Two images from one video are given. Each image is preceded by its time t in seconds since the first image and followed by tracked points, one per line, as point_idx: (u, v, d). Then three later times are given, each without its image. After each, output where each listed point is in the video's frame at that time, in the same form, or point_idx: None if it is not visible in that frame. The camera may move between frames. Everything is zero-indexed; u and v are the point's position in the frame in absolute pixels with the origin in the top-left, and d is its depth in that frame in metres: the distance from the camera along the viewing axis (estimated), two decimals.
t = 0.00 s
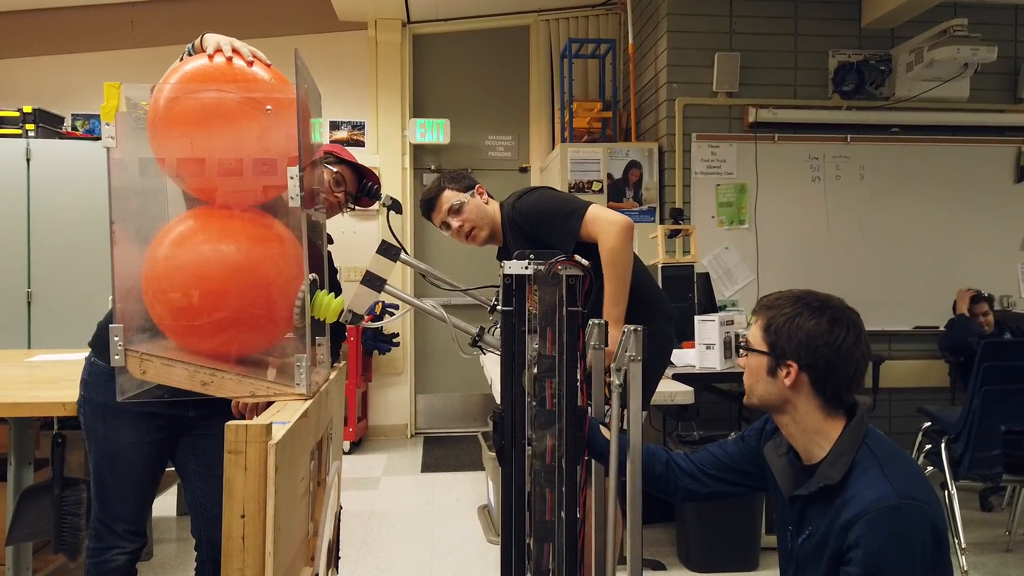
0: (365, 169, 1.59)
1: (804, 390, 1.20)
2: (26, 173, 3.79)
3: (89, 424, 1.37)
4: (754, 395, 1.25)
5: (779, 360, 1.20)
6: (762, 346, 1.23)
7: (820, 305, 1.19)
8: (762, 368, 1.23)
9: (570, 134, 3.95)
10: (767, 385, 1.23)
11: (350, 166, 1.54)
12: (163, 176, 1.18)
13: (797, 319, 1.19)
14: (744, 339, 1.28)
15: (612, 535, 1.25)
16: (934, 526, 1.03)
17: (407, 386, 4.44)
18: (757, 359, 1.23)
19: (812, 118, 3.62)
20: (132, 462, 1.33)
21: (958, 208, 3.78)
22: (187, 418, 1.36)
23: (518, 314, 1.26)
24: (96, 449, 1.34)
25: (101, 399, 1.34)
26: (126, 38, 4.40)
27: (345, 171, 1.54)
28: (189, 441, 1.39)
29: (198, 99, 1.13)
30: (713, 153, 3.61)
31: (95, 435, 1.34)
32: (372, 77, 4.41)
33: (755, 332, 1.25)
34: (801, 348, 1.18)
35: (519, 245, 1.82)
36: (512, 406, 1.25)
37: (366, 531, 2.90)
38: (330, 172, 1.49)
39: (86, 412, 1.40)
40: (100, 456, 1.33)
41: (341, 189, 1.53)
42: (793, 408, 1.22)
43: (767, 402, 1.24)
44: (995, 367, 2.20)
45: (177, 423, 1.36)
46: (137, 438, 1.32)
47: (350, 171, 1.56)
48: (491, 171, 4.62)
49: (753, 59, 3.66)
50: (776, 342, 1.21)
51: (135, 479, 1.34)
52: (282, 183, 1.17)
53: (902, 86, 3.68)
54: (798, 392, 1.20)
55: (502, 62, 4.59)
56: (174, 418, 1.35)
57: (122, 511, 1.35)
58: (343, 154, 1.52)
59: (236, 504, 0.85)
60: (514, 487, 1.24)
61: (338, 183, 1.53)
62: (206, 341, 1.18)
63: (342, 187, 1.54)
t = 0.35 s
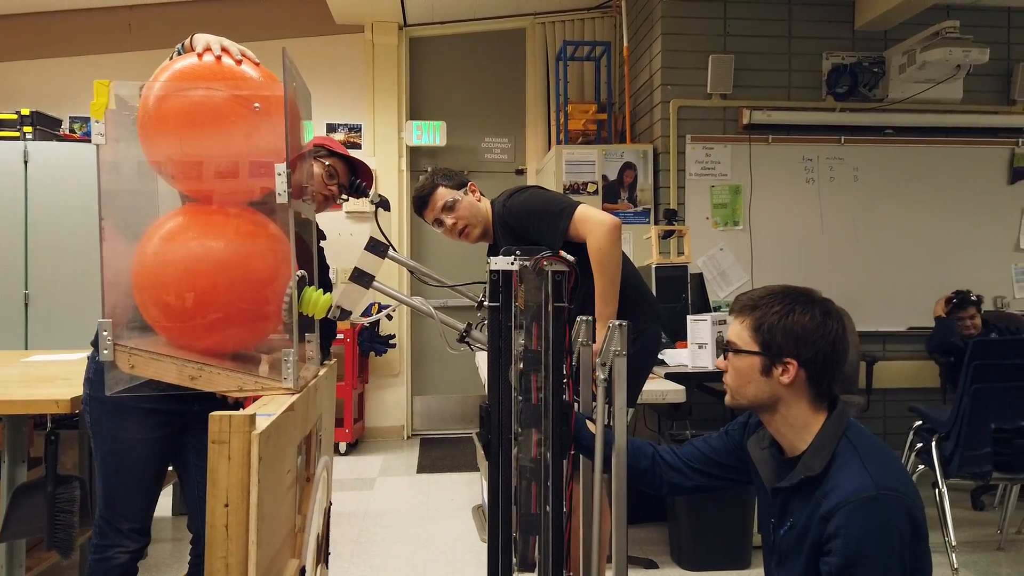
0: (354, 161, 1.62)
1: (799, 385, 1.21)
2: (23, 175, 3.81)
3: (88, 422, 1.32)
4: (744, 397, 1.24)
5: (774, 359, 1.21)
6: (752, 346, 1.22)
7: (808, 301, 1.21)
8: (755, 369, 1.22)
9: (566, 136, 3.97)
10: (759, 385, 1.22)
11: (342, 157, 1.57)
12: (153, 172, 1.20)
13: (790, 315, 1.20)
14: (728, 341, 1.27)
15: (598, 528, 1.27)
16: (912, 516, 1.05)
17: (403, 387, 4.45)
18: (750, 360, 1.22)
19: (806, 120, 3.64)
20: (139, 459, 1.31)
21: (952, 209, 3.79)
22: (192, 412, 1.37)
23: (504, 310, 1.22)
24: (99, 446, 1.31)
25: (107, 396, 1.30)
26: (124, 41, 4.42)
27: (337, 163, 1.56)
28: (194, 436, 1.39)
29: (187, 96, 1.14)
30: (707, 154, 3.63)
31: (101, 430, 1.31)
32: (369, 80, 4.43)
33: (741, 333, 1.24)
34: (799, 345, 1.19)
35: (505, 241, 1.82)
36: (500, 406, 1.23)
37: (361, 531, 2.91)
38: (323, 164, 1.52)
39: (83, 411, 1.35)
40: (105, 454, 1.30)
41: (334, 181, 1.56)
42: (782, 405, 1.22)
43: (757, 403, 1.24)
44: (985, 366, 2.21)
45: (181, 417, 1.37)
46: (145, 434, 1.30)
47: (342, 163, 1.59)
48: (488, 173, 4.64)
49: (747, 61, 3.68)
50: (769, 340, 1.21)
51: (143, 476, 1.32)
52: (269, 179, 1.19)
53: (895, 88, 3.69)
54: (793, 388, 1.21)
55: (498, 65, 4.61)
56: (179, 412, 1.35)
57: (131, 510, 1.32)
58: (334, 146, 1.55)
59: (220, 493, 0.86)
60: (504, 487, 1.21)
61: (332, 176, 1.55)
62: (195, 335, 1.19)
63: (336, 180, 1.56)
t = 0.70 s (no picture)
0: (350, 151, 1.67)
1: (780, 379, 1.22)
2: (19, 178, 3.83)
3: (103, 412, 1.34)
4: (725, 391, 1.24)
5: (758, 353, 1.21)
6: (734, 340, 1.22)
7: (788, 294, 1.22)
8: (737, 364, 1.22)
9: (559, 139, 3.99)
10: (740, 378, 1.22)
11: (335, 146, 1.62)
12: (132, 165, 1.22)
13: (773, 309, 1.20)
14: (704, 336, 1.26)
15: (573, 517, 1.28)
16: (881, 500, 1.07)
17: (398, 390, 4.46)
18: (732, 354, 1.22)
19: (797, 122, 3.65)
20: (152, 446, 1.33)
21: (943, 211, 3.81)
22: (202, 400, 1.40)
23: (484, 300, 1.25)
24: (112, 435, 1.32)
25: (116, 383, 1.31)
26: (120, 45, 4.45)
27: (327, 152, 1.61)
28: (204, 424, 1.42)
29: (167, 90, 1.16)
30: (699, 157, 3.65)
31: (119, 422, 1.31)
32: (363, 84, 4.45)
33: (721, 327, 1.24)
34: (783, 338, 1.19)
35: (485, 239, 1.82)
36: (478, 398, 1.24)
37: (352, 531, 2.91)
38: (311, 152, 1.58)
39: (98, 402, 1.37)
40: (118, 443, 1.32)
41: (323, 169, 1.61)
42: (761, 398, 1.23)
43: (736, 396, 1.24)
44: (970, 363, 2.23)
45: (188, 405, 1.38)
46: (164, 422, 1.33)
47: (333, 152, 1.63)
48: (481, 177, 4.66)
49: (738, 65, 3.70)
50: (752, 335, 1.21)
51: (158, 464, 1.33)
52: (248, 171, 1.21)
53: (885, 90, 3.72)
54: (774, 381, 1.22)
55: (493, 69, 4.64)
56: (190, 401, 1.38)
57: (142, 500, 1.31)
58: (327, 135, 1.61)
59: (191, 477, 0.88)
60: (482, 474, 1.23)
61: (320, 164, 1.60)
62: (175, 326, 1.21)
63: (325, 168, 1.61)
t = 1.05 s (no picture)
0: (343, 154, 1.70)
1: (812, 358, 1.24)
2: (18, 185, 3.85)
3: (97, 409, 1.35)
4: (757, 365, 1.26)
5: (796, 330, 1.23)
6: (774, 315, 1.24)
7: (831, 276, 1.25)
8: (774, 339, 1.24)
9: (554, 146, 4.01)
10: (775, 354, 1.24)
11: (327, 148, 1.65)
12: (125, 162, 1.23)
13: (817, 289, 1.22)
14: (743, 310, 1.27)
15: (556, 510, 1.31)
16: (897, 481, 1.08)
17: (395, 397, 4.47)
18: (769, 330, 1.24)
19: (792, 129, 3.67)
20: (148, 443, 1.33)
21: (938, 218, 3.83)
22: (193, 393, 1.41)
23: (472, 298, 1.24)
24: (107, 431, 1.33)
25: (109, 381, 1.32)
26: (120, 55, 4.50)
27: (318, 153, 1.64)
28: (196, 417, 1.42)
29: (157, 89, 1.19)
30: (694, 163, 3.67)
31: (110, 418, 1.32)
32: (361, 93, 4.49)
33: (762, 303, 1.26)
34: (825, 317, 1.21)
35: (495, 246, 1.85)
36: (468, 391, 1.25)
37: (347, 535, 2.92)
38: (303, 153, 1.61)
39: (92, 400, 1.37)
40: (114, 439, 1.32)
41: (314, 170, 1.64)
42: (792, 375, 1.25)
43: (769, 371, 1.25)
44: (960, 366, 2.26)
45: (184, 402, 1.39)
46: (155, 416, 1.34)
47: (324, 154, 1.66)
48: (479, 184, 4.69)
49: (731, 73, 3.73)
50: (793, 312, 1.22)
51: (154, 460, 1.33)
52: (238, 169, 1.23)
53: (879, 98, 3.74)
54: (806, 360, 1.24)
55: (490, 78, 4.67)
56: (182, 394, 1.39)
57: (138, 496, 1.33)
58: (321, 138, 1.63)
59: (177, 463, 0.89)
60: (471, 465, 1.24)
61: (311, 165, 1.63)
62: (165, 322, 1.23)
63: (316, 169, 1.64)
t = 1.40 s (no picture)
0: (344, 158, 1.71)
1: (823, 356, 1.23)
2: (22, 193, 3.88)
3: (96, 410, 1.35)
4: (776, 383, 1.24)
5: (796, 335, 1.22)
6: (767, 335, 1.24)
7: (800, 273, 1.26)
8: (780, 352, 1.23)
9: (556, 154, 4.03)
10: (791, 365, 1.22)
11: (329, 153, 1.66)
12: (128, 162, 1.25)
13: (794, 288, 1.23)
14: (742, 341, 1.26)
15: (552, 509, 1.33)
16: (933, 476, 1.11)
17: (396, 405, 4.47)
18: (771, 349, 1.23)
19: (793, 137, 3.69)
20: (146, 444, 1.34)
21: (939, 226, 3.83)
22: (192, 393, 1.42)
23: (467, 298, 1.26)
24: (105, 432, 1.34)
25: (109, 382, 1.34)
26: (125, 64, 4.53)
27: (319, 157, 1.65)
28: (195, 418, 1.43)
29: (160, 89, 1.20)
30: (695, 171, 3.68)
31: (109, 419, 1.33)
32: (364, 102, 4.51)
33: (752, 327, 1.25)
34: (812, 313, 1.21)
35: (575, 253, 1.71)
36: (465, 391, 1.27)
37: (348, 541, 2.92)
38: (303, 156, 1.61)
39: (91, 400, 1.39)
40: (112, 439, 1.33)
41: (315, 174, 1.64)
42: (811, 380, 1.23)
43: (790, 383, 1.24)
44: (962, 370, 2.29)
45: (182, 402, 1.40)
46: (153, 417, 1.35)
47: (326, 158, 1.67)
48: (481, 193, 4.71)
49: (732, 82, 3.75)
50: (785, 323, 1.22)
51: (150, 461, 1.34)
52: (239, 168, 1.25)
53: (879, 106, 3.75)
54: (818, 360, 1.22)
55: (492, 87, 4.69)
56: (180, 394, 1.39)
57: (135, 497, 1.34)
58: (323, 143, 1.64)
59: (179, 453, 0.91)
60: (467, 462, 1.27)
61: (312, 169, 1.64)
62: (166, 319, 1.23)
63: (316, 172, 1.65)
